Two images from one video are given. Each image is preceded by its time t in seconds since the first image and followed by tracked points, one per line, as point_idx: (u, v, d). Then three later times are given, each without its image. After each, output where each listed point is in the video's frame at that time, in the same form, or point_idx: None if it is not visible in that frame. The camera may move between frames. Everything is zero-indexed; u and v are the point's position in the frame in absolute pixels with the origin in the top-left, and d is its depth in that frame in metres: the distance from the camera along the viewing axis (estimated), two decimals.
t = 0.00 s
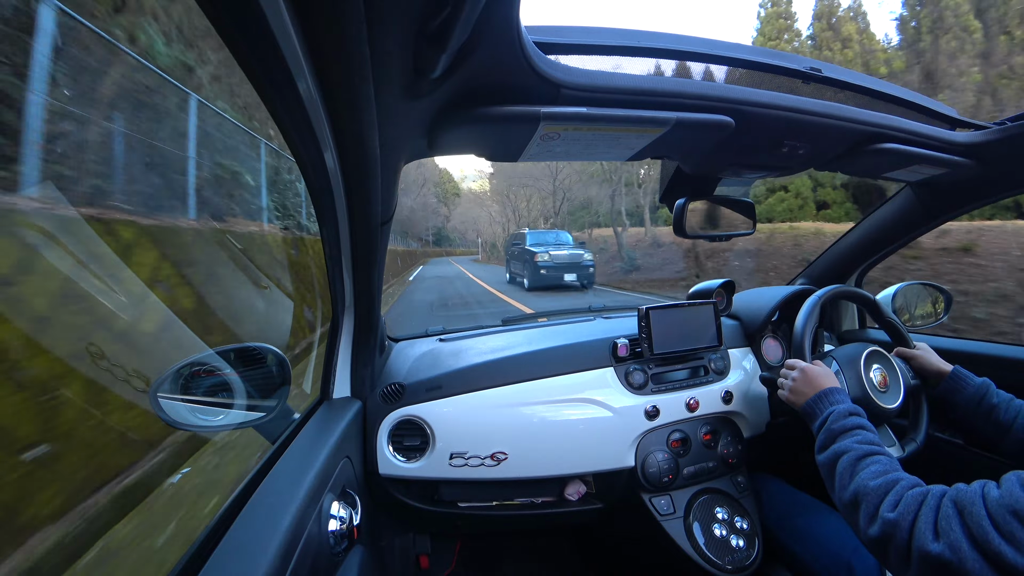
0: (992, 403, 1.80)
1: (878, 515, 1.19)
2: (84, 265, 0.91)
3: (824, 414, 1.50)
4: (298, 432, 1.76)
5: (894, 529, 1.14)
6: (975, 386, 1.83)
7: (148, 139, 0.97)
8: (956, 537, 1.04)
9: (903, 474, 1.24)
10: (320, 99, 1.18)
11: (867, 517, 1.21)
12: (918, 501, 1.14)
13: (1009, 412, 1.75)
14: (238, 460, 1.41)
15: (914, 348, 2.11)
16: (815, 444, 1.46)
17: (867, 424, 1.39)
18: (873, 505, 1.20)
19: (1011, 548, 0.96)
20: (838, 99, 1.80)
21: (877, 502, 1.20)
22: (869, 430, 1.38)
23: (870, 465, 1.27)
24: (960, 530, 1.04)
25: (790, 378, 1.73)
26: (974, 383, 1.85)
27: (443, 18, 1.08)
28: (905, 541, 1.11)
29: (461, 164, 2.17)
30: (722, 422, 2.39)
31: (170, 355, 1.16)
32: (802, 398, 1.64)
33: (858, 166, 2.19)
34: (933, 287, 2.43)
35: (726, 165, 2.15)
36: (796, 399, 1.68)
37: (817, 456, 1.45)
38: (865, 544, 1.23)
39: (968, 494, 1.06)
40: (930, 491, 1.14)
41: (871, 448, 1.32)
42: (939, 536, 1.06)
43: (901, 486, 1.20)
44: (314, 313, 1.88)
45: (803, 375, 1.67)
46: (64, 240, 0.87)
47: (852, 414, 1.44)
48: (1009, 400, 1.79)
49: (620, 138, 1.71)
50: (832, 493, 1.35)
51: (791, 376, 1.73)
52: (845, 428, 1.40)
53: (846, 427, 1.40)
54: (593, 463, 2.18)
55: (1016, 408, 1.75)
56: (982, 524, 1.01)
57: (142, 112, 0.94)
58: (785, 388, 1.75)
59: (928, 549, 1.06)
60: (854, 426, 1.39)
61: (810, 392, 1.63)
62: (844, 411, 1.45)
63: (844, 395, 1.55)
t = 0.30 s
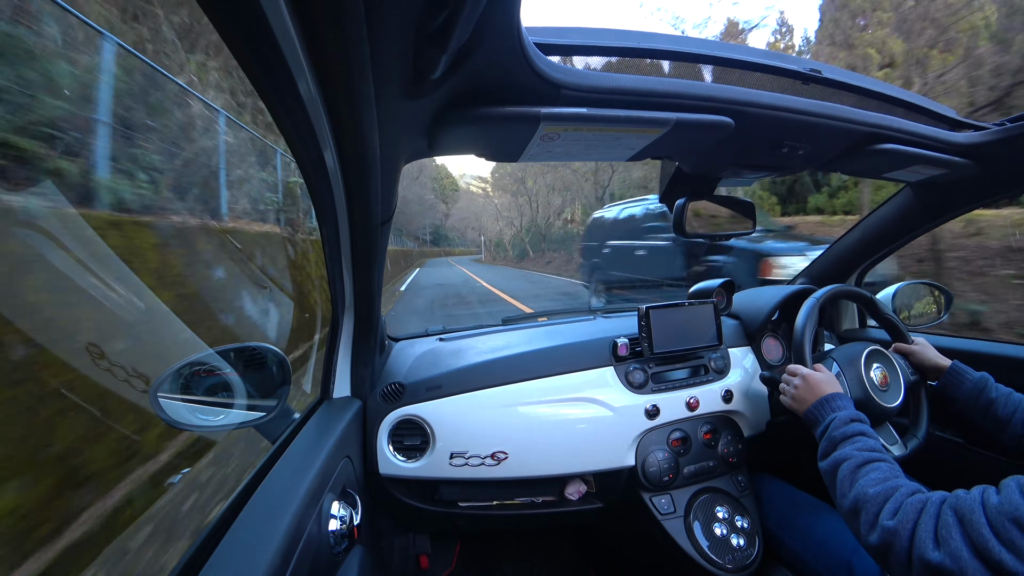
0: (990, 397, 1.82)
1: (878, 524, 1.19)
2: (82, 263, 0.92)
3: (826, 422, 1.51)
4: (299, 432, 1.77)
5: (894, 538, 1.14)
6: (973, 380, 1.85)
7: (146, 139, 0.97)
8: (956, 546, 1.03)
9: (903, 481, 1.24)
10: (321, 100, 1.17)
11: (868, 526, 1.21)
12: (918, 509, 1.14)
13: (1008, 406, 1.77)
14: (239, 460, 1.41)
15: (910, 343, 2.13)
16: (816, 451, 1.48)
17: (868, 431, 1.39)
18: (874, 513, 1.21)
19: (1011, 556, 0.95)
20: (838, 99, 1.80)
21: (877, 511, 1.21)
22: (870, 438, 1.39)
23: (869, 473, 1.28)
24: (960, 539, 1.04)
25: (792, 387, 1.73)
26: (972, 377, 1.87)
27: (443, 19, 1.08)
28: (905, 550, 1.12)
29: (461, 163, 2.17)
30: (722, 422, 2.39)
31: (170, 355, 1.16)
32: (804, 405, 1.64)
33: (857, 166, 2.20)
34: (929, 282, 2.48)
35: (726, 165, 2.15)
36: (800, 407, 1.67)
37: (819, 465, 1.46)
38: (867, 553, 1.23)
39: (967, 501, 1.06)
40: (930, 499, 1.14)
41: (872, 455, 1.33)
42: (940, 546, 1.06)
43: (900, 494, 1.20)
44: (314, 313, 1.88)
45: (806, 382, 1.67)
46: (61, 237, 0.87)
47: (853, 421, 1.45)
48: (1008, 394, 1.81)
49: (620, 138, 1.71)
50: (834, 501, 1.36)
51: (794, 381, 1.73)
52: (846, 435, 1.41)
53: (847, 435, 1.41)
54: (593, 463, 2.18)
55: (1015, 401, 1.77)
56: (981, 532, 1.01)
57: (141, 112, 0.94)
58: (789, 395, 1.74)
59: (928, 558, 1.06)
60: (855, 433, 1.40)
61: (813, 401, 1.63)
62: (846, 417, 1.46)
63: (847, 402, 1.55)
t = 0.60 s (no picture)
0: (991, 399, 1.83)
1: (877, 520, 1.19)
2: (81, 263, 0.92)
3: (825, 419, 1.51)
4: (298, 432, 1.76)
5: (894, 534, 1.14)
6: (975, 382, 1.85)
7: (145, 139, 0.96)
8: (956, 542, 1.03)
9: (902, 477, 1.24)
10: (320, 99, 1.17)
11: (866, 521, 1.22)
12: (917, 505, 1.14)
13: (1010, 408, 1.78)
14: (238, 460, 1.41)
15: (911, 343, 2.13)
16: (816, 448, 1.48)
17: (868, 429, 1.39)
18: (874, 508, 1.21)
19: (1011, 551, 0.95)
20: (837, 98, 1.80)
21: (876, 507, 1.21)
22: (869, 434, 1.39)
23: (869, 469, 1.28)
24: (960, 534, 1.03)
25: (791, 383, 1.72)
26: (973, 380, 1.87)
27: (442, 20, 1.08)
28: (904, 546, 1.12)
29: (461, 163, 2.17)
30: (722, 422, 2.39)
31: (170, 355, 1.16)
32: (803, 403, 1.64)
33: (857, 165, 2.19)
34: (929, 283, 2.40)
35: (725, 165, 2.15)
36: (799, 405, 1.67)
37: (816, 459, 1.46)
38: (867, 548, 1.24)
39: (967, 497, 1.06)
40: (929, 495, 1.14)
41: (872, 451, 1.33)
42: (940, 541, 1.06)
43: (899, 490, 1.20)
44: (314, 313, 1.88)
45: (805, 380, 1.67)
46: (60, 238, 0.87)
47: (852, 419, 1.45)
48: (1008, 395, 1.81)
49: (619, 138, 1.71)
50: (833, 498, 1.36)
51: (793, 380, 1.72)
52: (845, 432, 1.41)
53: (846, 432, 1.41)
54: (593, 463, 2.18)
55: (1016, 403, 1.78)
56: (980, 529, 1.01)
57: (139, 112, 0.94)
58: (788, 393, 1.74)
59: (928, 553, 1.06)
60: (854, 430, 1.40)
61: (812, 397, 1.63)
62: (845, 415, 1.46)
63: (845, 398, 1.55)
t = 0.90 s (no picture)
0: (990, 398, 1.82)
1: (878, 522, 1.19)
2: (83, 264, 0.93)
3: (826, 421, 1.51)
4: (298, 432, 1.77)
5: (895, 538, 1.14)
6: (974, 381, 1.85)
7: (145, 140, 0.96)
8: (956, 545, 1.03)
9: (904, 481, 1.24)
10: (319, 99, 1.17)
11: (867, 524, 1.22)
12: (918, 509, 1.14)
13: (1009, 407, 1.77)
14: (238, 460, 1.41)
15: (911, 343, 2.12)
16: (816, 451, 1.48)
17: (868, 430, 1.40)
18: (875, 512, 1.21)
19: (1010, 556, 0.95)
20: (838, 98, 1.80)
21: (878, 510, 1.21)
22: (869, 437, 1.39)
23: (870, 472, 1.28)
24: (960, 538, 1.03)
25: (791, 384, 1.72)
26: (972, 379, 1.87)
27: (441, 20, 1.09)
28: (904, 550, 1.11)
29: (460, 163, 2.17)
30: (723, 422, 2.38)
31: (170, 355, 1.17)
32: (803, 404, 1.64)
33: (857, 165, 2.19)
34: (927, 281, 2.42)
35: (725, 164, 2.15)
36: (799, 406, 1.67)
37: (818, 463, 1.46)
38: (867, 551, 1.23)
39: (968, 501, 1.06)
40: (930, 499, 1.14)
41: (873, 454, 1.33)
42: (940, 544, 1.06)
43: (901, 494, 1.20)
44: (314, 312, 1.88)
45: (805, 382, 1.67)
46: (61, 238, 0.87)
47: (852, 420, 1.45)
48: (1008, 395, 1.81)
49: (619, 138, 1.71)
50: (834, 501, 1.35)
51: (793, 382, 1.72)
52: (846, 434, 1.41)
53: (847, 433, 1.41)
54: (593, 463, 2.18)
55: (1016, 402, 1.77)
56: (980, 530, 1.01)
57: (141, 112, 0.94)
58: (788, 394, 1.74)
59: (928, 555, 1.06)
60: (855, 433, 1.40)
61: (812, 399, 1.63)
62: (846, 417, 1.46)
63: (844, 400, 1.55)
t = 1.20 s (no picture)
0: (989, 400, 1.82)
1: (879, 520, 1.19)
2: (85, 266, 0.93)
3: (826, 420, 1.51)
4: (298, 433, 1.76)
5: (895, 535, 1.14)
6: (972, 382, 1.86)
7: (146, 140, 0.96)
8: (956, 543, 1.03)
9: (904, 480, 1.24)
10: (320, 100, 1.17)
11: (868, 521, 1.22)
12: (918, 508, 1.14)
13: (1008, 408, 1.76)
14: (237, 461, 1.41)
15: (910, 343, 2.13)
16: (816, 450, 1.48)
17: (868, 430, 1.40)
18: (875, 510, 1.21)
19: (1011, 553, 0.95)
20: (838, 99, 1.80)
21: (878, 509, 1.21)
22: (869, 436, 1.39)
23: (870, 471, 1.28)
24: (960, 536, 1.03)
25: (792, 384, 1.72)
26: (971, 380, 1.87)
27: (441, 19, 1.08)
28: (905, 547, 1.12)
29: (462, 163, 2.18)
30: (723, 422, 2.38)
31: (170, 356, 1.17)
32: (803, 404, 1.64)
33: (857, 165, 2.19)
34: (927, 282, 2.42)
35: (725, 165, 2.15)
36: (799, 406, 1.67)
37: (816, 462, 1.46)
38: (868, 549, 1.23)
39: (968, 499, 1.06)
40: (931, 497, 1.14)
41: (872, 453, 1.33)
42: (940, 542, 1.06)
43: (901, 492, 1.20)
44: (313, 313, 1.88)
45: (806, 381, 1.67)
46: (63, 240, 0.88)
47: (853, 420, 1.45)
48: (1007, 397, 1.80)
49: (619, 138, 1.71)
50: (835, 499, 1.35)
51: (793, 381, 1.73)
52: (846, 433, 1.41)
53: (848, 433, 1.41)
54: (593, 463, 2.18)
55: (1014, 403, 1.76)
56: (981, 529, 1.01)
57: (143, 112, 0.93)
58: (789, 394, 1.74)
59: (927, 554, 1.06)
60: (855, 432, 1.41)
61: (812, 398, 1.63)
62: (846, 417, 1.47)
63: (844, 401, 1.55)
